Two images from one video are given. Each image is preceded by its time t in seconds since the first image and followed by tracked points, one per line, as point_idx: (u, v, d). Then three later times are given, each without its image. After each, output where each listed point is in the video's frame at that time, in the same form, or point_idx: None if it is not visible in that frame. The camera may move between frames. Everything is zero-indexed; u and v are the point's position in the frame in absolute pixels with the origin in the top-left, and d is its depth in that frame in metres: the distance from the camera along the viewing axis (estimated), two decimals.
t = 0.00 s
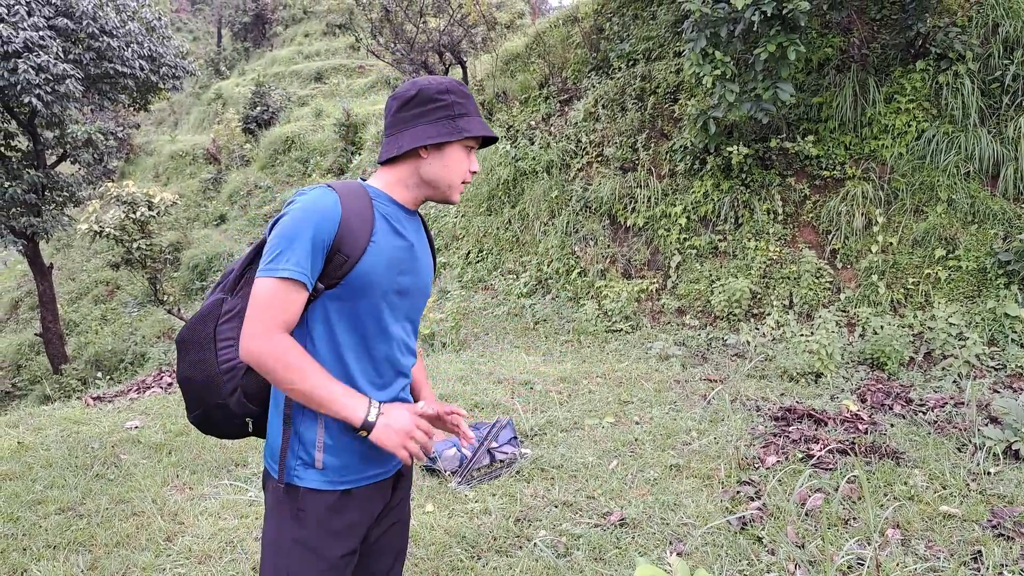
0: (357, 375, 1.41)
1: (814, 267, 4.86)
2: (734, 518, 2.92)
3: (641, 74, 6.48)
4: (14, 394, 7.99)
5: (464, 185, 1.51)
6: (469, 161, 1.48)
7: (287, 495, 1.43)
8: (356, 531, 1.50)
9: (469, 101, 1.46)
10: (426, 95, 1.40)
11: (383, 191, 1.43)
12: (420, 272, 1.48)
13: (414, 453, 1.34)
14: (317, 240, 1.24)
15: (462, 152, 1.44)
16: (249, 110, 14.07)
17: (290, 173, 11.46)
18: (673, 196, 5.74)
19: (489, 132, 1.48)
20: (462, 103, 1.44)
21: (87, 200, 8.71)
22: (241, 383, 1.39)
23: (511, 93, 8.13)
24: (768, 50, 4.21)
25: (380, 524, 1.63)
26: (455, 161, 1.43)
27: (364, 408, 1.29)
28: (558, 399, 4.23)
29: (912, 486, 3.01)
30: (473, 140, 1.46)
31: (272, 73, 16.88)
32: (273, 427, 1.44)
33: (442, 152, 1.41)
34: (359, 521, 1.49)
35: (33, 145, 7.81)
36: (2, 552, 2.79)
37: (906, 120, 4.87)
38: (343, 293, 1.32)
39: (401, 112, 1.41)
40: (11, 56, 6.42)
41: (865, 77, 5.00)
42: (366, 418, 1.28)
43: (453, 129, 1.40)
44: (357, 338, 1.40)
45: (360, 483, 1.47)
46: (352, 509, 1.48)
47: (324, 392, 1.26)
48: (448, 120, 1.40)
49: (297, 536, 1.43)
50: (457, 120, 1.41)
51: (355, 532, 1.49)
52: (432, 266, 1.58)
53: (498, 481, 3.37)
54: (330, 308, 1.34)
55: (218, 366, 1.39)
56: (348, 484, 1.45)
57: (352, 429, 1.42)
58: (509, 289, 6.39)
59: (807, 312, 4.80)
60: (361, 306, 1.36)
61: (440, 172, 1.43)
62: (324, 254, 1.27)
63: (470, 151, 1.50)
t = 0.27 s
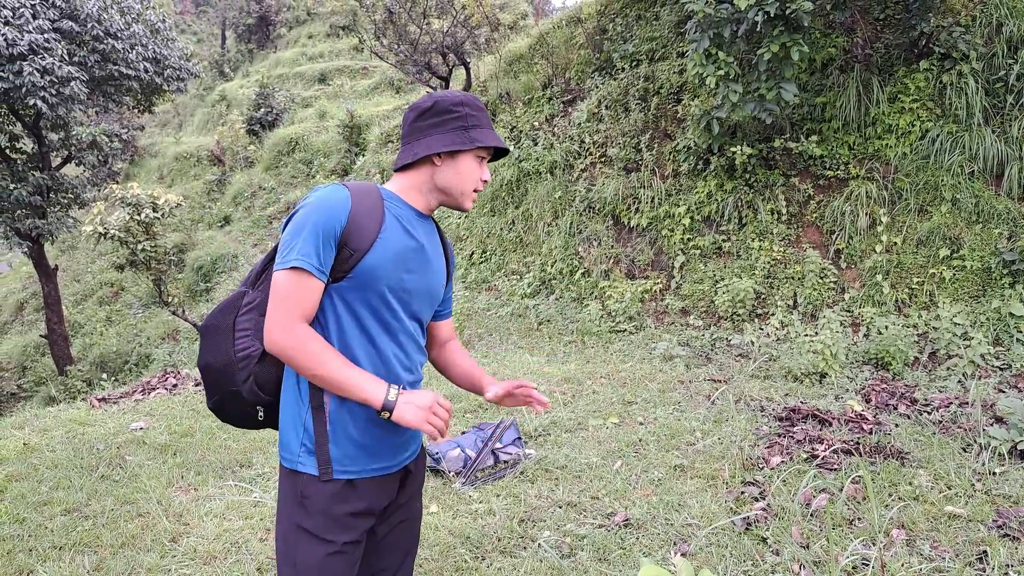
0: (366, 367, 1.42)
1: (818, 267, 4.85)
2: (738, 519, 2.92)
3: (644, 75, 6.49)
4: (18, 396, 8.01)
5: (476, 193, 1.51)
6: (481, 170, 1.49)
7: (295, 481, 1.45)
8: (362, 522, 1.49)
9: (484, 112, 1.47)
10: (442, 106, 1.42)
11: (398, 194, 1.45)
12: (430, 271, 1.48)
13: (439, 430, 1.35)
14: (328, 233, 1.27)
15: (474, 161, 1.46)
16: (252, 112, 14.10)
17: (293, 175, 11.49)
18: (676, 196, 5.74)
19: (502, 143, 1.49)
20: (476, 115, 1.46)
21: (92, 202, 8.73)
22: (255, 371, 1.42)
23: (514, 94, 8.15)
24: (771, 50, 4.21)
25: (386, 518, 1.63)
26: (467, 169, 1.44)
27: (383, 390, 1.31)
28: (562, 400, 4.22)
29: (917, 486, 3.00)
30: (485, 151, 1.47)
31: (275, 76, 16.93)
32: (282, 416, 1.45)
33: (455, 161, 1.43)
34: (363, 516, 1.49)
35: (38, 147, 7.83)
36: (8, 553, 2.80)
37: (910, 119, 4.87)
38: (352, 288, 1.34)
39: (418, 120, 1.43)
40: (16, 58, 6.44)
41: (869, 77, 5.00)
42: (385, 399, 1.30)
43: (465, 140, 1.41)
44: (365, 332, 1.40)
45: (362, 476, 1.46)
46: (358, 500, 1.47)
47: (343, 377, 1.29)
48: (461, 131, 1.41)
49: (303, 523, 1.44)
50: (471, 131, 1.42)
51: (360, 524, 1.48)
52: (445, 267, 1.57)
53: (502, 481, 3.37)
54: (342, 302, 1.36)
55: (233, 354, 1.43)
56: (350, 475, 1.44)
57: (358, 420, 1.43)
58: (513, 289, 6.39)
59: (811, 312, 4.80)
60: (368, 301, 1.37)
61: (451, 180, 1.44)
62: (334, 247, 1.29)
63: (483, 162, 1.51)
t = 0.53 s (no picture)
0: (351, 364, 1.42)
1: (819, 268, 4.86)
2: (739, 519, 2.93)
3: (646, 76, 6.50)
4: (18, 397, 7.99)
5: (470, 193, 1.52)
6: (474, 169, 1.50)
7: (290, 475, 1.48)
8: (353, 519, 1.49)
9: (475, 112, 1.49)
10: (432, 105, 1.46)
11: (392, 195, 1.48)
12: (423, 270, 1.48)
13: (312, 478, 1.19)
14: (310, 229, 1.32)
15: (465, 159, 1.47)
16: (253, 112, 14.08)
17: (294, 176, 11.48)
18: (678, 197, 5.74)
19: (493, 142, 1.50)
20: (467, 114, 1.48)
21: (93, 204, 8.71)
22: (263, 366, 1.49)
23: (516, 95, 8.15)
24: (772, 52, 4.22)
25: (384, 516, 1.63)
26: (456, 168, 1.46)
27: (295, 401, 1.22)
28: (565, 402, 4.23)
29: (917, 487, 3.01)
30: (476, 150, 1.48)
31: (276, 76, 16.91)
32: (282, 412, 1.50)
33: (444, 159, 1.45)
34: (356, 513, 1.49)
35: (38, 148, 7.81)
36: (9, 555, 2.80)
37: (911, 121, 4.88)
38: (337, 284, 1.37)
39: (412, 123, 1.48)
40: (16, 59, 6.41)
41: (870, 78, 5.00)
42: (288, 409, 1.21)
43: (454, 138, 1.43)
44: (354, 330, 1.41)
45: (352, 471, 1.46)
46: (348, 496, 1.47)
47: (270, 378, 1.25)
48: (450, 130, 1.44)
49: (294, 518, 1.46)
50: (460, 129, 1.45)
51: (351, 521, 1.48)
52: (442, 268, 1.57)
53: (504, 483, 3.37)
54: (329, 298, 1.38)
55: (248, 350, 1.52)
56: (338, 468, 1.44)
57: (344, 416, 1.43)
58: (515, 291, 6.39)
59: (812, 313, 4.81)
60: (354, 297, 1.38)
61: (441, 178, 1.46)
62: (319, 244, 1.33)
63: (478, 161, 1.52)
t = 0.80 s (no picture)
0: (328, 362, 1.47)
1: (820, 269, 4.86)
2: (738, 520, 2.93)
3: (648, 76, 6.49)
4: (18, 394, 7.99)
5: (439, 181, 1.52)
6: (438, 156, 1.50)
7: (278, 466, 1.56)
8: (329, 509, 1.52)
9: (434, 98, 1.49)
10: (392, 98, 1.49)
11: (366, 194, 1.52)
12: (399, 268, 1.50)
13: (236, 449, 1.27)
14: (280, 233, 1.40)
15: (426, 148, 1.48)
16: (254, 111, 14.06)
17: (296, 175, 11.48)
18: (679, 198, 5.74)
19: (455, 128, 1.49)
20: (425, 101, 1.48)
21: (94, 202, 8.70)
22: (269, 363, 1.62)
23: (517, 94, 8.15)
24: (775, 52, 4.21)
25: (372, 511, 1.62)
26: (418, 158, 1.48)
27: (242, 387, 1.35)
28: (565, 402, 4.24)
29: (916, 488, 3.01)
30: (437, 137, 1.48)
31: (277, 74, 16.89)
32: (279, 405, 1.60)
33: (404, 150, 1.47)
34: (334, 504, 1.52)
35: (39, 146, 7.81)
36: (9, 552, 2.80)
37: (913, 122, 4.87)
38: (310, 283, 1.43)
39: (378, 118, 1.53)
40: (17, 56, 6.40)
41: (872, 79, 5.00)
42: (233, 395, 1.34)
43: (410, 126, 1.45)
44: (330, 327, 1.46)
45: (330, 463, 1.49)
46: (325, 486, 1.51)
47: (232, 367, 1.39)
48: (406, 120, 1.46)
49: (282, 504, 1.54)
50: (416, 117, 1.46)
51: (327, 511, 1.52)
52: (423, 265, 1.57)
53: (504, 482, 3.38)
54: (305, 297, 1.45)
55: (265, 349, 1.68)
56: (314, 459, 1.49)
57: (323, 410, 1.49)
58: (516, 291, 6.39)
59: (813, 314, 4.81)
60: (326, 295, 1.43)
61: (405, 170, 1.48)
62: (290, 246, 1.41)
63: (444, 148, 1.52)
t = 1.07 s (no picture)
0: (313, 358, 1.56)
1: (823, 263, 4.84)
2: (741, 515, 2.93)
3: (649, 71, 6.47)
4: (23, 392, 8.03)
5: (392, 178, 1.52)
6: (387, 154, 1.52)
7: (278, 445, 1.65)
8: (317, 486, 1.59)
9: (378, 97, 1.51)
10: (340, 102, 1.54)
11: (336, 197, 1.57)
12: (373, 265, 1.53)
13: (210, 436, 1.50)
14: (257, 243, 1.51)
15: (374, 148, 1.51)
16: (256, 108, 14.06)
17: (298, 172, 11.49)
18: (681, 193, 5.73)
19: (398, 124, 1.49)
20: (369, 100, 1.51)
21: (96, 200, 8.73)
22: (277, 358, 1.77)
23: (518, 90, 8.14)
24: (776, 46, 4.19)
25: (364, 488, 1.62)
26: (367, 158, 1.51)
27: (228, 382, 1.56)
28: (566, 397, 4.24)
29: (920, 482, 3.00)
30: (382, 135, 1.50)
31: (279, 72, 16.90)
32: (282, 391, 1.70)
33: (354, 152, 1.52)
34: (313, 474, 1.58)
35: (42, 144, 7.84)
36: (15, 549, 2.82)
37: (916, 115, 4.85)
38: (290, 286, 1.52)
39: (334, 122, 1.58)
40: (19, 55, 6.42)
41: (875, 72, 4.97)
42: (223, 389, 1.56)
43: (353, 128, 1.49)
44: (313, 326, 1.54)
45: (320, 449, 1.57)
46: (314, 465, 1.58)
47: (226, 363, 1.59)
48: (353, 123, 1.50)
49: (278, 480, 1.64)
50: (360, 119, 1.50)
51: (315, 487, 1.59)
52: (401, 259, 1.58)
53: (507, 478, 3.39)
54: (289, 299, 1.55)
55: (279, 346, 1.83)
56: (307, 446, 1.58)
57: (311, 402, 1.57)
58: (517, 287, 6.39)
59: (815, 309, 4.80)
60: (306, 296, 1.52)
61: (358, 171, 1.52)
62: (269, 254, 1.52)
63: (393, 145, 1.53)
